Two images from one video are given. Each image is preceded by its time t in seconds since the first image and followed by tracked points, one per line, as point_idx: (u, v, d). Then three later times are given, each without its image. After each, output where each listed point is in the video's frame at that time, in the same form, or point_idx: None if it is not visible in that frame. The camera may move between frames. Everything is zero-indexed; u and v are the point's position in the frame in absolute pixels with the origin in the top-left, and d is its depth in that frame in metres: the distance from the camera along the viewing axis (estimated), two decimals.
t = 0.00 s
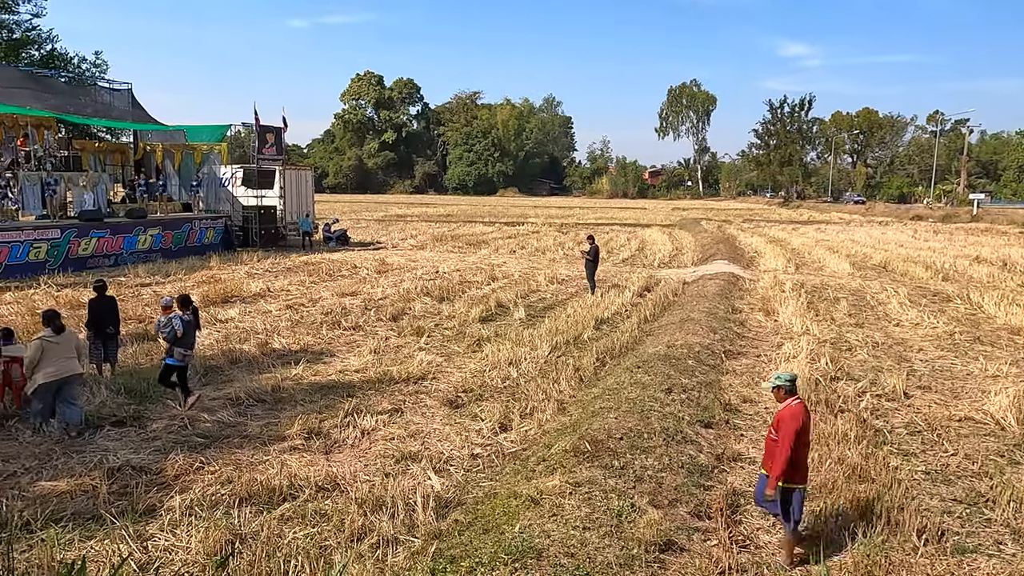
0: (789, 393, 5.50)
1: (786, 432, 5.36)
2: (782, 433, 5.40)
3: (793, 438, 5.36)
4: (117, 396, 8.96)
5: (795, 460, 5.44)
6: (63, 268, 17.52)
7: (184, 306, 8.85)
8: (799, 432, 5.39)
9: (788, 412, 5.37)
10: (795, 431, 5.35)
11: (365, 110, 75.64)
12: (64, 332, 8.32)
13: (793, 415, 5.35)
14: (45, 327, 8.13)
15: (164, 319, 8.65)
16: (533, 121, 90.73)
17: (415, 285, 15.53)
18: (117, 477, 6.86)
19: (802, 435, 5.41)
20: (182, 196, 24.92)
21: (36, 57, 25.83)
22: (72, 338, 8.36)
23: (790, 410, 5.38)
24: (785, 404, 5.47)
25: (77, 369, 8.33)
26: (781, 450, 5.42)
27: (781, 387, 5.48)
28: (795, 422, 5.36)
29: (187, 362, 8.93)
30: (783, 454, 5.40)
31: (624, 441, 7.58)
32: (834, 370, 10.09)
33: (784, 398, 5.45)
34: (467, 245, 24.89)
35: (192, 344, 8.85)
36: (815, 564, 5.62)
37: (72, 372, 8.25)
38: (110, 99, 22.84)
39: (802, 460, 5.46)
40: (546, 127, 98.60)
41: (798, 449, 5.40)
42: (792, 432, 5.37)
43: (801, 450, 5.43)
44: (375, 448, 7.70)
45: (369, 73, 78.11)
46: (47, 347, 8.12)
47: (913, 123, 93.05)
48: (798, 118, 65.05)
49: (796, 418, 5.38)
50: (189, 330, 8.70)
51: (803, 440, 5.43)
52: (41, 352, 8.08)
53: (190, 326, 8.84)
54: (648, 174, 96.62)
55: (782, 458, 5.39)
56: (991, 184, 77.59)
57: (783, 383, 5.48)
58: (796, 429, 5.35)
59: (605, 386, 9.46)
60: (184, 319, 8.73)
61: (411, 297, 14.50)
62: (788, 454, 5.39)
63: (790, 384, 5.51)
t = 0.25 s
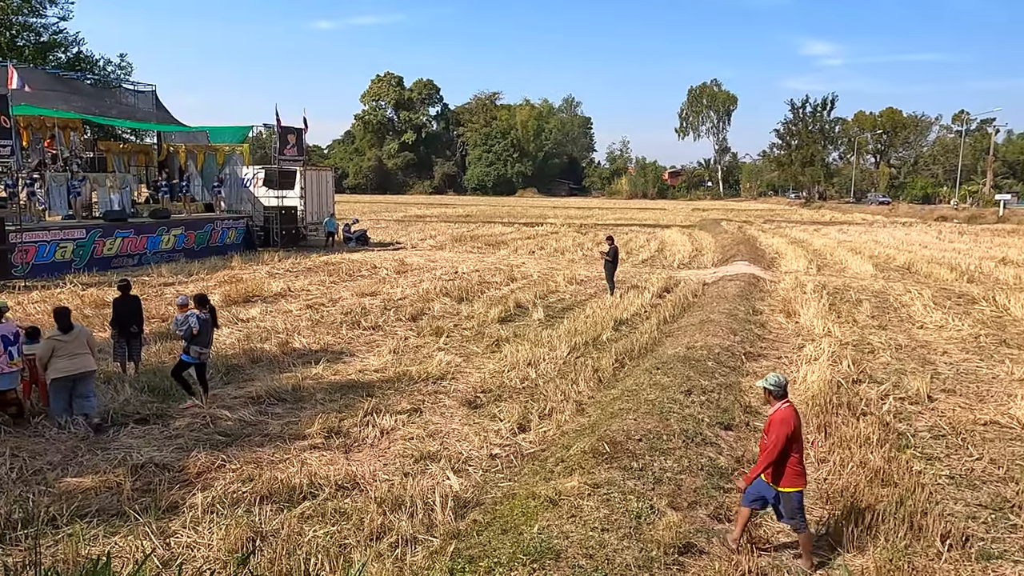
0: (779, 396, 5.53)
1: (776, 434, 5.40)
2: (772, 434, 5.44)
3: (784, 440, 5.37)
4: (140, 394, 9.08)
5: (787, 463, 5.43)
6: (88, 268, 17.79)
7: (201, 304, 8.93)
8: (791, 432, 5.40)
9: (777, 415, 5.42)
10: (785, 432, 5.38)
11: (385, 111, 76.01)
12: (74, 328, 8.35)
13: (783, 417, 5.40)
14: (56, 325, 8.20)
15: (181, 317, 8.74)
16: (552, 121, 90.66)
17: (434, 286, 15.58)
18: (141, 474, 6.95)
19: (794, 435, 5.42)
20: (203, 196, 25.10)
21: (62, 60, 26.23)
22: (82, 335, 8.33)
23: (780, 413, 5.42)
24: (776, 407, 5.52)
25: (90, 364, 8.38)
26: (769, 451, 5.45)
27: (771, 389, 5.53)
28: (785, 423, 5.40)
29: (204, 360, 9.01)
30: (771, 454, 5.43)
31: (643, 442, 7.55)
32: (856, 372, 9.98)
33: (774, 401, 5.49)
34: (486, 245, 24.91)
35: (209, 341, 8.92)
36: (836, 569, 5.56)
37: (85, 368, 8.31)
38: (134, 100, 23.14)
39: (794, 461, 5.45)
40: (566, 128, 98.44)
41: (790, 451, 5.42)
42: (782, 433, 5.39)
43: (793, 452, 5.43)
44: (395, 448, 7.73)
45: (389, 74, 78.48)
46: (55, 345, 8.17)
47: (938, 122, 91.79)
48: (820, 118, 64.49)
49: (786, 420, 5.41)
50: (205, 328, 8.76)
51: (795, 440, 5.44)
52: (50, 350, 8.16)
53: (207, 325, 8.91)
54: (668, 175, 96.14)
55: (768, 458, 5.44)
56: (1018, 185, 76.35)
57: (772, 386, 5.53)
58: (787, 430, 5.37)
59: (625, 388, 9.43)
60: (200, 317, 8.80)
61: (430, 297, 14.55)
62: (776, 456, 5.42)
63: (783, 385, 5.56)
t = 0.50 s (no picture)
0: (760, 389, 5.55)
1: (756, 428, 5.43)
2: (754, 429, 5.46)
3: (766, 433, 5.41)
4: (162, 392, 9.18)
5: (772, 456, 5.44)
6: (111, 267, 18.03)
7: (214, 305, 8.94)
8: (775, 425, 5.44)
9: (758, 408, 5.46)
10: (769, 426, 5.40)
11: (403, 112, 76.26)
12: (90, 325, 8.44)
13: (765, 410, 5.43)
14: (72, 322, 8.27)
15: (193, 318, 8.73)
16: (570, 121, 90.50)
17: (452, 286, 15.61)
18: (163, 471, 7.03)
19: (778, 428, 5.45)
20: (224, 197, 25.40)
21: (87, 62, 26.56)
22: (99, 331, 8.43)
23: (761, 407, 5.45)
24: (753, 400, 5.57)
25: (108, 361, 8.52)
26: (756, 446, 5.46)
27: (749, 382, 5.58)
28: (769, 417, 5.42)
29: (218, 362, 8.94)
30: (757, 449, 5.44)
31: (661, 444, 7.52)
32: (878, 375, 9.88)
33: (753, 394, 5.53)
34: (503, 245, 24.92)
35: (222, 342, 8.87)
36: (856, 573, 5.51)
37: (104, 364, 8.44)
38: (157, 102, 23.43)
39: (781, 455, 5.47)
40: (584, 128, 98.23)
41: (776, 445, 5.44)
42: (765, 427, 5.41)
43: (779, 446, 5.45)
44: (413, 447, 7.76)
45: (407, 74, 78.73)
46: (73, 342, 8.26)
47: (961, 121, 90.56)
48: (841, 118, 63.91)
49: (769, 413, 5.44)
50: (216, 328, 8.74)
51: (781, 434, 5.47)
52: (69, 347, 8.24)
53: (219, 326, 8.88)
54: (687, 175, 95.63)
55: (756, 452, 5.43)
56: None
57: (750, 379, 5.57)
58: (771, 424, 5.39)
59: (643, 389, 9.40)
60: (212, 318, 8.78)
61: (448, 297, 14.58)
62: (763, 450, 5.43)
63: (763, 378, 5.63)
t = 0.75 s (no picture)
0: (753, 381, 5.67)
1: (754, 417, 5.50)
2: (752, 419, 5.53)
3: (766, 423, 5.48)
4: (181, 391, 9.28)
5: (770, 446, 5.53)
6: (131, 267, 18.23)
7: (223, 305, 8.90)
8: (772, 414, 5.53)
9: (755, 399, 5.54)
10: (766, 415, 5.48)
11: (420, 113, 76.56)
12: (112, 323, 8.48)
13: (763, 400, 5.52)
14: (93, 320, 8.32)
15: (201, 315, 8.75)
16: (586, 122, 90.35)
17: (468, 287, 15.63)
18: (182, 469, 7.09)
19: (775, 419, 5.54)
20: (242, 198, 25.62)
21: (108, 64, 26.86)
22: (120, 330, 8.47)
23: (758, 397, 5.54)
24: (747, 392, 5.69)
25: (126, 360, 8.60)
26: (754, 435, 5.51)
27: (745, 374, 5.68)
28: (766, 408, 5.53)
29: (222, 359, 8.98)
30: (756, 439, 5.49)
31: (678, 446, 7.49)
32: (898, 377, 9.77)
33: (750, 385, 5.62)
34: (519, 246, 24.92)
35: (228, 342, 8.90)
36: None
37: (122, 363, 8.53)
38: (177, 104, 23.68)
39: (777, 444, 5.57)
40: (600, 129, 98.09)
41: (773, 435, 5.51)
42: (764, 417, 5.49)
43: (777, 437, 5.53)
44: (429, 448, 7.78)
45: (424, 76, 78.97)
46: (94, 340, 8.30)
47: (983, 122, 89.47)
48: (861, 118, 63.36)
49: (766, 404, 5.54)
50: (221, 329, 8.74)
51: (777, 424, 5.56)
52: (89, 345, 8.29)
53: (226, 326, 8.89)
54: (704, 176, 95.23)
55: (756, 442, 5.47)
56: None
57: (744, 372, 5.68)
58: (769, 414, 5.49)
59: (659, 390, 9.36)
60: (219, 318, 8.77)
61: (464, 298, 14.60)
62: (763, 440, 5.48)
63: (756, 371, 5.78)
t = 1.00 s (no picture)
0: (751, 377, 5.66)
1: (748, 413, 5.49)
2: (746, 415, 5.52)
3: (761, 419, 5.47)
4: (199, 391, 9.35)
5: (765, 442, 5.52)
6: (151, 267, 18.41)
7: (231, 306, 9.09)
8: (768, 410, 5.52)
9: (750, 395, 5.53)
10: (761, 411, 5.47)
11: (436, 114, 76.76)
12: (134, 323, 8.63)
13: (758, 397, 5.50)
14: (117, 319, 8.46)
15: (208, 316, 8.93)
16: (602, 123, 90.12)
17: (484, 288, 15.65)
18: (200, 468, 7.15)
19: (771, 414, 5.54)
20: (260, 199, 25.67)
21: (128, 67, 27.14)
22: (142, 330, 8.63)
23: (753, 393, 5.52)
24: (743, 388, 5.67)
25: (144, 360, 8.72)
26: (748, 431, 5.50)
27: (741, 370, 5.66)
28: (762, 403, 5.51)
29: (232, 362, 9.05)
30: (751, 435, 5.47)
31: (694, 448, 7.46)
32: (917, 380, 9.66)
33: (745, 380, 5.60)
34: (535, 247, 24.91)
35: (236, 343, 8.98)
36: None
37: (140, 363, 8.65)
38: (196, 106, 23.94)
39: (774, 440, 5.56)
40: (616, 130, 97.90)
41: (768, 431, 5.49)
42: (759, 412, 5.48)
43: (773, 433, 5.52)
44: (445, 448, 7.79)
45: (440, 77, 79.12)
46: (116, 338, 8.44)
47: (1004, 122, 88.40)
48: (880, 118, 62.76)
49: (762, 400, 5.52)
50: (228, 328, 8.86)
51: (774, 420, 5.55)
52: (111, 343, 8.42)
53: (234, 326, 9.01)
54: (720, 177, 94.72)
55: (750, 438, 5.46)
56: None
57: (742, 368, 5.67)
58: (764, 410, 5.48)
59: (675, 392, 9.32)
60: (226, 318, 8.92)
61: (480, 299, 14.62)
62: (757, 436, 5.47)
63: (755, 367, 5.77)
